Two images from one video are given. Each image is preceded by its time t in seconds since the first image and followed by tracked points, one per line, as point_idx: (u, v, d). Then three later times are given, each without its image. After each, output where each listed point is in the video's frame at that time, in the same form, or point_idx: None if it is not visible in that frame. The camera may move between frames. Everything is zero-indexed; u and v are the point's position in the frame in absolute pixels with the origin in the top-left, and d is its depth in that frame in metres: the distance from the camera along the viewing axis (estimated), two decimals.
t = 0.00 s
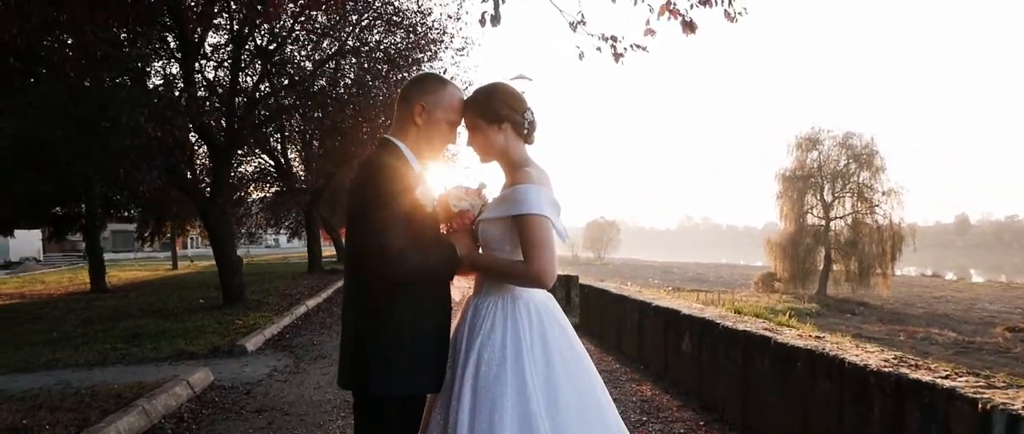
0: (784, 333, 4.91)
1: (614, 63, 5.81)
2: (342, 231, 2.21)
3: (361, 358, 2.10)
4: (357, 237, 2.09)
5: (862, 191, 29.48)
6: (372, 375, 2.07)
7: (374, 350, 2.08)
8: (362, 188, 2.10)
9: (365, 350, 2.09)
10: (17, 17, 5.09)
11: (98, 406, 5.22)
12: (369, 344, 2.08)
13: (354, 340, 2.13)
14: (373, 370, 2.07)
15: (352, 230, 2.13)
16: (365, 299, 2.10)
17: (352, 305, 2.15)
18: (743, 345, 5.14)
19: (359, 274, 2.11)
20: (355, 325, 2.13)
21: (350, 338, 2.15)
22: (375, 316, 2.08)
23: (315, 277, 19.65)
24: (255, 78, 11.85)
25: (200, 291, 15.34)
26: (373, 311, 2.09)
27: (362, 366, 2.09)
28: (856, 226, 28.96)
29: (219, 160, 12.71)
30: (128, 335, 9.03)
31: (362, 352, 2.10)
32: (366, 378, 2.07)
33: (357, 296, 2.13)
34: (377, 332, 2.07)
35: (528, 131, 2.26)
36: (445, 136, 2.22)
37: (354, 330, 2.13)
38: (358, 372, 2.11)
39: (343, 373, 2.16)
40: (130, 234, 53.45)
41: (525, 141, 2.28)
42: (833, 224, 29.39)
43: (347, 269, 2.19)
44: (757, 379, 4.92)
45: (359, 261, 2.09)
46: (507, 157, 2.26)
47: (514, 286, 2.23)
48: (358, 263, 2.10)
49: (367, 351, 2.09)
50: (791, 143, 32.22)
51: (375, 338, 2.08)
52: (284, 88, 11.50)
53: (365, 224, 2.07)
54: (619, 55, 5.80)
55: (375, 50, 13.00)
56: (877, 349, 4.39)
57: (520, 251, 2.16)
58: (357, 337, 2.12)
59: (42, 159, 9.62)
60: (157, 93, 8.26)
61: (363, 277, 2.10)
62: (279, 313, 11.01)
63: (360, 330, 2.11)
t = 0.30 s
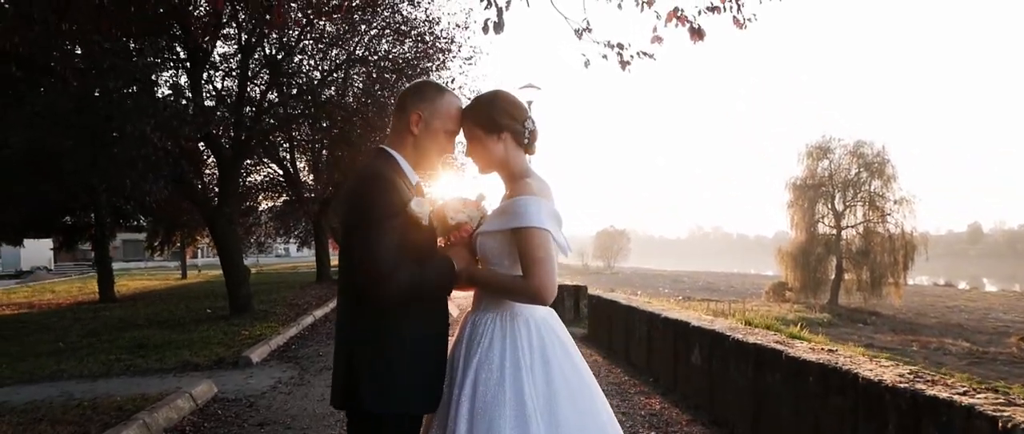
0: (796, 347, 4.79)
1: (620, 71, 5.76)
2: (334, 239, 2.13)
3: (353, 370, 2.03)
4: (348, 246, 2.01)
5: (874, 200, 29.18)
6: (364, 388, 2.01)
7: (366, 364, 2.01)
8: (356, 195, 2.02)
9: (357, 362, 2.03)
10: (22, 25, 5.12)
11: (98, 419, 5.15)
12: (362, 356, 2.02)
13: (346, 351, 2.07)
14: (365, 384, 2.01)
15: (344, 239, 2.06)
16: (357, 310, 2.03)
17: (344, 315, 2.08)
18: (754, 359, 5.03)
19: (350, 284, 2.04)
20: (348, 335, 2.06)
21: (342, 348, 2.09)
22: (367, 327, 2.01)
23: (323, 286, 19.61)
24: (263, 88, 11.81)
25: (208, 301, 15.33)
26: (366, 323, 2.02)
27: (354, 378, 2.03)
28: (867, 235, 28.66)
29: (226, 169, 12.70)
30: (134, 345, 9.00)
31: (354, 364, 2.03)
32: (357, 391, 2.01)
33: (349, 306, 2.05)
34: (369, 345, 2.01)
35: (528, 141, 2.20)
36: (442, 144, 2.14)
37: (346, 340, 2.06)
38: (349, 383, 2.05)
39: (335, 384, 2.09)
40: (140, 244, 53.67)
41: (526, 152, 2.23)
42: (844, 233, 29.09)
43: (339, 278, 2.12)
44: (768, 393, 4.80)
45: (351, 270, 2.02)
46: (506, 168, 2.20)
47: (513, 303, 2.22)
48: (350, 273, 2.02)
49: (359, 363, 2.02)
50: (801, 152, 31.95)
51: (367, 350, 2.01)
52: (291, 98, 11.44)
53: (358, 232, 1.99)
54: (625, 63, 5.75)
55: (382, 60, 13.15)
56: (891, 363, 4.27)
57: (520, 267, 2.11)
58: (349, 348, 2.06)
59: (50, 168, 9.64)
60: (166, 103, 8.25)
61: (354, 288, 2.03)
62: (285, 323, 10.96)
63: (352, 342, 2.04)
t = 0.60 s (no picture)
0: (807, 359, 4.69)
1: (628, 78, 5.71)
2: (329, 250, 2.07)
3: (347, 384, 1.98)
4: (344, 256, 1.95)
5: (885, 208, 28.93)
6: (359, 404, 1.95)
7: (361, 378, 1.96)
8: (351, 203, 1.96)
9: (352, 375, 1.97)
10: (27, 31, 5.17)
11: (100, 431, 5.10)
12: (357, 370, 1.96)
13: (341, 364, 2.01)
14: (360, 399, 1.96)
15: (339, 248, 2.00)
16: (352, 324, 1.97)
17: (338, 326, 2.02)
18: (764, 371, 4.92)
19: (346, 295, 1.97)
20: (342, 349, 2.00)
21: (336, 361, 2.03)
22: (362, 341, 1.96)
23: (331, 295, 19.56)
24: (271, 96, 11.82)
25: (216, 310, 15.32)
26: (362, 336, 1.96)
27: (348, 393, 1.98)
28: (879, 244, 28.37)
29: (234, 177, 12.69)
30: (139, 355, 8.97)
31: (349, 377, 1.98)
32: (352, 406, 1.96)
33: (345, 318, 1.99)
34: (365, 358, 1.95)
35: (530, 148, 2.15)
36: (442, 152, 2.09)
37: (341, 353, 2.01)
38: (343, 397, 1.99)
39: (329, 396, 2.04)
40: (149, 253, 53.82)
41: (528, 159, 2.17)
42: (856, 241, 28.82)
43: (335, 288, 2.06)
44: (779, 407, 4.69)
45: (346, 281, 1.96)
46: (507, 176, 2.15)
47: (513, 317, 2.20)
48: (344, 284, 1.96)
49: (356, 379, 1.96)
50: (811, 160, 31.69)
51: (362, 364, 1.96)
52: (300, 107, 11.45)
53: (353, 243, 1.92)
54: (634, 69, 5.71)
55: (391, 68, 13.08)
56: (907, 376, 4.15)
57: (520, 280, 2.06)
58: (343, 361, 2.00)
59: (58, 177, 9.64)
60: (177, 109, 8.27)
61: (349, 299, 1.97)
62: (292, 332, 10.92)
63: (347, 354, 1.99)
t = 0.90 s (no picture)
0: (819, 371, 4.60)
1: (634, 83, 5.69)
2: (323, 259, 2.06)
3: (340, 393, 1.98)
4: (336, 268, 1.94)
5: (896, 217, 28.71)
6: (351, 414, 1.95)
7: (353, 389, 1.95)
8: (343, 214, 1.95)
9: (345, 386, 1.97)
10: (33, 42, 5.20)
11: None
12: (350, 381, 1.96)
13: (333, 375, 2.00)
14: (352, 411, 1.95)
15: (331, 259, 1.98)
16: (342, 333, 1.96)
17: (332, 337, 2.02)
18: (774, 383, 4.82)
19: (337, 307, 1.96)
20: (335, 361, 2.00)
21: (329, 371, 2.03)
22: (356, 351, 1.95)
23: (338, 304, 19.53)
24: (278, 105, 11.86)
25: (223, 319, 15.32)
26: (354, 348, 1.95)
27: (339, 403, 1.97)
28: (890, 252, 28.14)
29: (241, 185, 12.72)
30: (145, 365, 8.94)
31: (341, 387, 1.97)
32: (344, 418, 1.96)
33: (338, 329, 1.98)
34: (358, 370, 1.95)
35: (530, 156, 2.12)
36: (441, 159, 2.06)
37: (333, 363, 2.00)
38: (334, 406, 1.99)
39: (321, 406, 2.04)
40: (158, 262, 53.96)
41: (528, 166, 2.14)
42: (866, 250, 28.58)
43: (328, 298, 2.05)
44: (789, 420, 4.60)
45: (338, 293, 1.95)
46: (507, 183, 2.12)
47: (511, 329, 2.18)
48: (335, 293, 1.95)
49: (348, 390, 1.96)
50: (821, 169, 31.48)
51: (354, 375, 1.95)
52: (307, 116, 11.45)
53: (345, 254, 1.91)
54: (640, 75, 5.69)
55: (399, 77, 12.96)
56: (922, 389, 4.05)
57: (517, 291, 2.03)
58: (336, 371, 2.00)
59: (66, 186, 9.67)
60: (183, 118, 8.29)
61: (341, 311, 1.96)
62: (298, 342, 10.88)
63: (340, 366, 1.98)
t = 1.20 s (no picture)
0: (831, 383, 4.49)
1: (642, 89, 5.62)
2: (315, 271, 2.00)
3: (331, 408, 1.91)
4: (328, 280, 1.89)
5: (907, 224, 28.47)
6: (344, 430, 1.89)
7: (344, 403, 1.89)
8: (336, 223, 1.90)
9: (337, 401, 1.91)
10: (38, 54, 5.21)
11: None
12: (342, 396, 1.90)
13: (325, 390, 1.94)
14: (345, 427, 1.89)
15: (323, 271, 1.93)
16: (335, 346, 1.91)
17: (323, 351, 1.95)
18: (786, 395, 4.71)
19: (329, 320, 1.90)
20: (328, 376, 1.94)
21: (321, 386, 1.97)
22: (346, 365, 1.89)
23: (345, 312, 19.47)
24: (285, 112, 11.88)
25: (230, 328, 15.29)
26: (345, 361, 1.89)
27: (329, 418, 1.91)
28: (900, 260, 27.89)
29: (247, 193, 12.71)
30: (150, 374, 8.90)
31: (331, 402, 1.91)
32: None
33: (330, 343, 1.92)
34: (350, 384, 1.89)
35: (529, 161, 2.07)
36: (437, 166, 2.01)
37: (325, 378, 1.94)
38: (324, 422, 1.93)
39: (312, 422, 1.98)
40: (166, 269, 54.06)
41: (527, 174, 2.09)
42: (877, 258, 28.33)
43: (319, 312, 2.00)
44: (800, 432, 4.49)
45: (329, 305, 1.89)
46: (506, 190, 2.08)
47: (510, 342, 2.12)
48: (327, 305, 1.90)
49: (340, 405, 1.90)
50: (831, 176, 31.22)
51: (345, 389, 1.90)
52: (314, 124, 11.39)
53: (337, 265, 1.86)
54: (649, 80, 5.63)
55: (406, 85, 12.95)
56: (938, 403, 3.94)
57: (516, 303, 1.98)
58: (327, 385, 1.94)
59: (72, 194, 9.67)
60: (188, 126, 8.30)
61: (333, 324, 1.90)
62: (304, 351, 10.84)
63: (332, 380, 1.92)
